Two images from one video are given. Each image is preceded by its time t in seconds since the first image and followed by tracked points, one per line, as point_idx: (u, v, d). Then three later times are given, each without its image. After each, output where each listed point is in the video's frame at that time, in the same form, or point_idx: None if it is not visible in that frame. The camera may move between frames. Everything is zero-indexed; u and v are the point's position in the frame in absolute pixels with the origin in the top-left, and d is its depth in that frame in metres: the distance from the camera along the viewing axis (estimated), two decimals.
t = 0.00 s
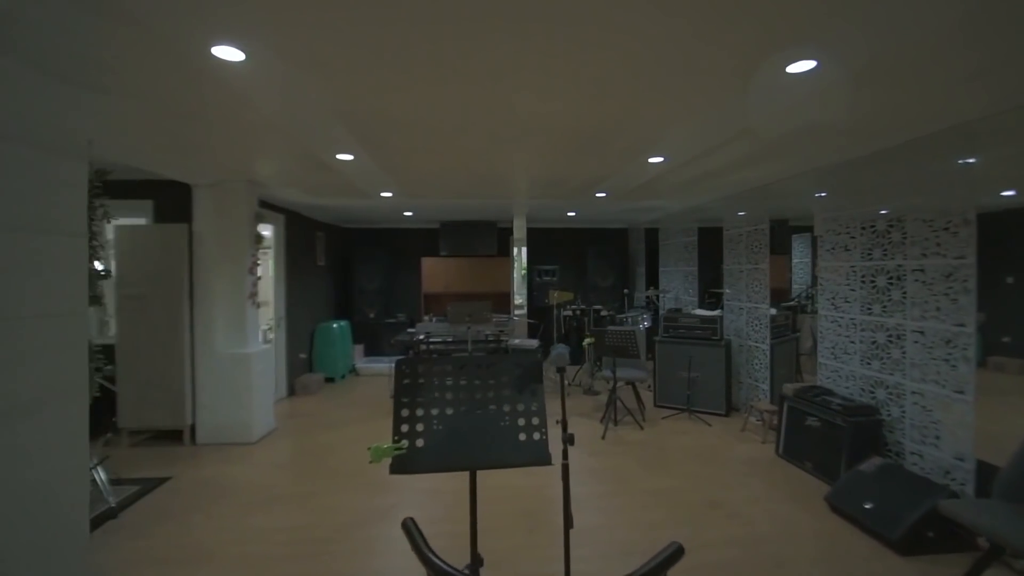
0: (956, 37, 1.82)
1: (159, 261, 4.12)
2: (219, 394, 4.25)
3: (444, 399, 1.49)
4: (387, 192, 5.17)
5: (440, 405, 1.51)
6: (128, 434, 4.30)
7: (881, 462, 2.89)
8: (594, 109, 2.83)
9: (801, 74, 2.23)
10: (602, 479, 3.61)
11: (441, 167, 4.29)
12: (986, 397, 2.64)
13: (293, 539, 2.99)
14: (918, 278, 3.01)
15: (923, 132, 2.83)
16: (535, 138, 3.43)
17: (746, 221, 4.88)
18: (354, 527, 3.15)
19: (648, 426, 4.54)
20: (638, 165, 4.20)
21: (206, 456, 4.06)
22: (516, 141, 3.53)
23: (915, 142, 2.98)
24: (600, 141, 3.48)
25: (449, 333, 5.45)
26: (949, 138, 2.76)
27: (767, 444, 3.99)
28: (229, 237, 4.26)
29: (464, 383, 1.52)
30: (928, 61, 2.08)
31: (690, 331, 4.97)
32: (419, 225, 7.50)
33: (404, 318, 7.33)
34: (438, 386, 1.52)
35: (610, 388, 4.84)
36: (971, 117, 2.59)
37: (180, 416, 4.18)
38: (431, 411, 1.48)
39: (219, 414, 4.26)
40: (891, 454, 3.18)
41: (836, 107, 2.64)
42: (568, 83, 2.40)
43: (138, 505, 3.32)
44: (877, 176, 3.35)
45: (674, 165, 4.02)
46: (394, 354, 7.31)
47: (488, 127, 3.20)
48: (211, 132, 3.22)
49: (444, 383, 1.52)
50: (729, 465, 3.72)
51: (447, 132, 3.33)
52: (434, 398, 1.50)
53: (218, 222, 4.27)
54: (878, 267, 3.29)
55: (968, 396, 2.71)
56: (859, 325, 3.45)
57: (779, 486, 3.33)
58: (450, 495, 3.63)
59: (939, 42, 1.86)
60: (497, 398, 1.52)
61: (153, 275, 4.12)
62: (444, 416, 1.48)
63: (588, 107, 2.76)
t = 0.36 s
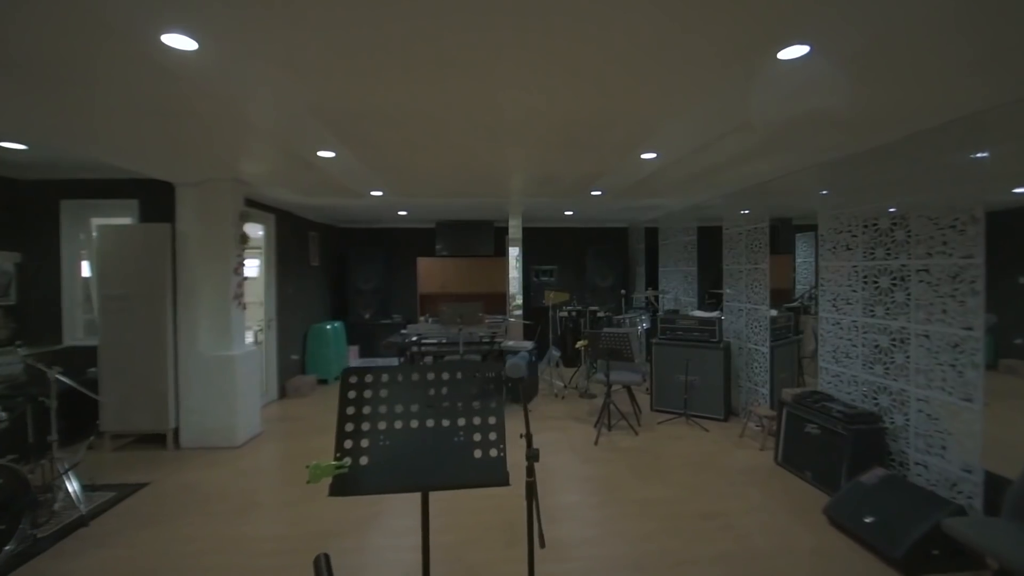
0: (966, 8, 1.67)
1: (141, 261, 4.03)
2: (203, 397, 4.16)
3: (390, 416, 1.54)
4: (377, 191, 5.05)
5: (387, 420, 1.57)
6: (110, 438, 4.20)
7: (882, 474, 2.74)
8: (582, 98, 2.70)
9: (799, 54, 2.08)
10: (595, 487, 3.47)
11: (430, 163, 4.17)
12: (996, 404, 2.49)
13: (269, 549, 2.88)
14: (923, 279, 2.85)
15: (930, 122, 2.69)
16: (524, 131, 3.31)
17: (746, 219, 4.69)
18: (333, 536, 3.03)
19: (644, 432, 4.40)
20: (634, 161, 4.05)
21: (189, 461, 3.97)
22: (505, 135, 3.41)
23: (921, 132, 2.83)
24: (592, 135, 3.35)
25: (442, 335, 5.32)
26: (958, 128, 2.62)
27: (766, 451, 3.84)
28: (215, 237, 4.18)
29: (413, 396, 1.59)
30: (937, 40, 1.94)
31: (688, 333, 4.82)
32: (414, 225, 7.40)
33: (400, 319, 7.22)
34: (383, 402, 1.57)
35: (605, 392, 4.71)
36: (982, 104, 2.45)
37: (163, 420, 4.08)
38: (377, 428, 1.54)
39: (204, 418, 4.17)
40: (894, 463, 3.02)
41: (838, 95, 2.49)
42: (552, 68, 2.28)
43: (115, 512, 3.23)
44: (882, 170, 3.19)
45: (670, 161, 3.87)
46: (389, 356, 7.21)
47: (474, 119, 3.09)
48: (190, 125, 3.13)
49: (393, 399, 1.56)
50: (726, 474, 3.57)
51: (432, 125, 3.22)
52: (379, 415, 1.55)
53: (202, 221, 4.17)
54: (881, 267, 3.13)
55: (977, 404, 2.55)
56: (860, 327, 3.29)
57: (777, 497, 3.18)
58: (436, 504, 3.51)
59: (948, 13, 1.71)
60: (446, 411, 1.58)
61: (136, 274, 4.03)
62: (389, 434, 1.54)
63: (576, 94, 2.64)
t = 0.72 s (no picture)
0: None
1: (120, 261, 3.94)
2: (184, 400, 4.06)
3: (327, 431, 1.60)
4: (364, 190, 4.94)
5: (326, 435, 1.63)
6: (89, 442, 4.11)
7: (879, 485, 2.61)
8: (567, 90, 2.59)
9: (790, 38, 1.96)
10: (584, 496, 3.35)
11: (417, 161, 4.07)
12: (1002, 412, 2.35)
13: (242, 559, 2.78)
14: (922, 281, 2.71)
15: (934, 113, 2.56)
16: (510, 125, 3.19)
17: (742, 219, 4.54)
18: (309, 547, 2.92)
19: (636, 437, 4.27)
20: (627, 158, 3.93)
21: (169, 466, 3.87)
22: (491, 130, 3.29)
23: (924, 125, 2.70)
24: (580, 130, 3.23)
25: (431, 337, 5.22)
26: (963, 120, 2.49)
27: (762, 458, 3.71)
28: (197, 236, 4.08)
29: (356, 408, 1.65)
30: (940, 24, 1.82)
31: (682, 336, 4.69)
32: (408, 225, 7.31)
33: (393, 320, 7.12)
34: (323, 417, 1.63)
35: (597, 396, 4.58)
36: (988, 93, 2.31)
37: (144, 423, 3.99)
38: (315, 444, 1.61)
39: (185, 422, 4.07)
40: (893, 473, 2.89)
41: (834, 86, 2.37)
42: (529, 52, 2.16)
43: (87, 519, 3.13)
44: (882, 165, 3.05)
45: (664, 158, 3.75)
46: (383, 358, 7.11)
47: (457, 113, 2.97)
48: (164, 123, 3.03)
49: (333, 413, 1.63)
50: (719, 482, 3.44)
51: (414, 120, 3.11)
52: (318, 431, 1.61)
53: (182, 221, 4.07)
54: (878, 268, 2.99)
55: (979, 412, 2.41)
56: (858, 331, 3.16)
57: (771, 508, 3.05)
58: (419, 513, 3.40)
59: None
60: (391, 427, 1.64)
61: (116, 275, 3.94)
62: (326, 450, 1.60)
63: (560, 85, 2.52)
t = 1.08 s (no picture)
0: None
1: (95, 260, 3.85)
2: (160, 402, 3.96)
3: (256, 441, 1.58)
4: (349, 188, 4.84)
5: (256, 447, 1.60)
6: (65, 444, 4.02)
7: (869, 493, 2.51)
8: (545, 83, 2.49)
9: (773, 27, 1.86)
10: (568, 501, 3.25)
11: (399, 157, 3.97)
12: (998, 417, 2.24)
13: (209, 565, 2.69)
14: (913, 281, 2.61)
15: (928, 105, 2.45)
16: (491, 120, 3.09)
17: (736, 218, 4.43)
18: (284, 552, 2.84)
19: (624, 440, 4.16)
20: (615, 153, 3.83)
21: (145, 469, 3.78)
22: (471, 125, 3.20)
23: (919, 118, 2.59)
24: (563, 124, 3.13)
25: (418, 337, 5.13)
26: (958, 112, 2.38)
27: (752, 462, 3.61)
28: (174, 235, 3.98)
29: (288, 418, 1.62)
30: (929, 13, 1.72)
31: (673, 336, 4.59)
32: (399, 224, 7.22)
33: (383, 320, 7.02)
34: (254, 427, 1.60)
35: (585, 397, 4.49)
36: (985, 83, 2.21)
37: (119, 425, 3.90)
38: (242, 456, 1.58)
39: (162, 424, 3.97)
40: (885, 479, 2.79)
41: (822, 78, 2.26)
42: (500, 42, 2.06)
43: (54, 525, 3.04)
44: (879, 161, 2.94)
45: (653, 153, 3.65)
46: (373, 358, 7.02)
47: (434, 108, 2.88)
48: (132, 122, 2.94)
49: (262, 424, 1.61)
50: (707, 488, 3.34)
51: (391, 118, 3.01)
52: (247, 442, 1.59)
53: (159, 219, 3.98)
54: (870, 268, 2.89)
55: (973, 417, 2.31)
56: (849, 332, 3.06)
57: (759, 515, 2.95)
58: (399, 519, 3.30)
59: None
60: (325, 436, 1.61)
61: (91, 275, 3.85)
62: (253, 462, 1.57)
63: (538, 78, 2.42)
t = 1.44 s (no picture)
0: None
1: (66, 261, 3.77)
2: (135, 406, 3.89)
3: (170, 454, 1.59)
4: (332, 187, 4.77)
5: (168, 460, 1.60)
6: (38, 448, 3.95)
7: (851, 500, 2.43)
8: (518, 82, 2.42)
9: (747, 22, 1.78)
10: (544, 508, 3.18)
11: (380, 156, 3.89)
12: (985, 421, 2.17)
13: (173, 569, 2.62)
14: (897, 282, 2.53)
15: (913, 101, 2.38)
16: (468, 118, 3.02)
17: (723, 217, 4.36)
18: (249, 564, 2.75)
19: (608, 444, 4.07)
20: (597, 151, 3.76)
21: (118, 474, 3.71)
22: (448, 124, 3.13)
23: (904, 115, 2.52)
24: (541, 122, 3.05)
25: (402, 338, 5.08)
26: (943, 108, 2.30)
27: (737, 467, 3.53)
28: (149, 237, 3.91)
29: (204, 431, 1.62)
30: (911, 7, 1.62)
31: (659, 338, 4.51)
32: (388, 224, 7.18)
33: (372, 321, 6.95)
34: (169, 439, 1.61)
35: (570, 400, 4.41)
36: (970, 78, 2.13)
37: (94, 429, 3.82)
38: (154, 471, 1.58)
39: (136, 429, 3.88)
40: (870, 486, 2.71)
41: (801, 76, 2.18)
42: (466, 40, 1.98)
43: (19, 532, 2.97)
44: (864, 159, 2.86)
45: (636, 151, 3.57)
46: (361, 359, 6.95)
47: (407, 106, 2.81)
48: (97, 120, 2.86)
49: (177, 438, 1.61)
50: (690, 493, 3.27)
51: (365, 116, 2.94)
52: (160, 455, 1.59)
53: (135, 220, 3.90)
54: (854, 268, 2.81)
55: (957, 424, 2.23)
56: (834, 334, 2.98)
57: (741, 524, 2.88)
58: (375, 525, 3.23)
59: None
60: (243, 451, 1.62)
61: (65, 277, 3.77)
62: (164, 476, 1.57)
63: (510, 76, 2.35)
